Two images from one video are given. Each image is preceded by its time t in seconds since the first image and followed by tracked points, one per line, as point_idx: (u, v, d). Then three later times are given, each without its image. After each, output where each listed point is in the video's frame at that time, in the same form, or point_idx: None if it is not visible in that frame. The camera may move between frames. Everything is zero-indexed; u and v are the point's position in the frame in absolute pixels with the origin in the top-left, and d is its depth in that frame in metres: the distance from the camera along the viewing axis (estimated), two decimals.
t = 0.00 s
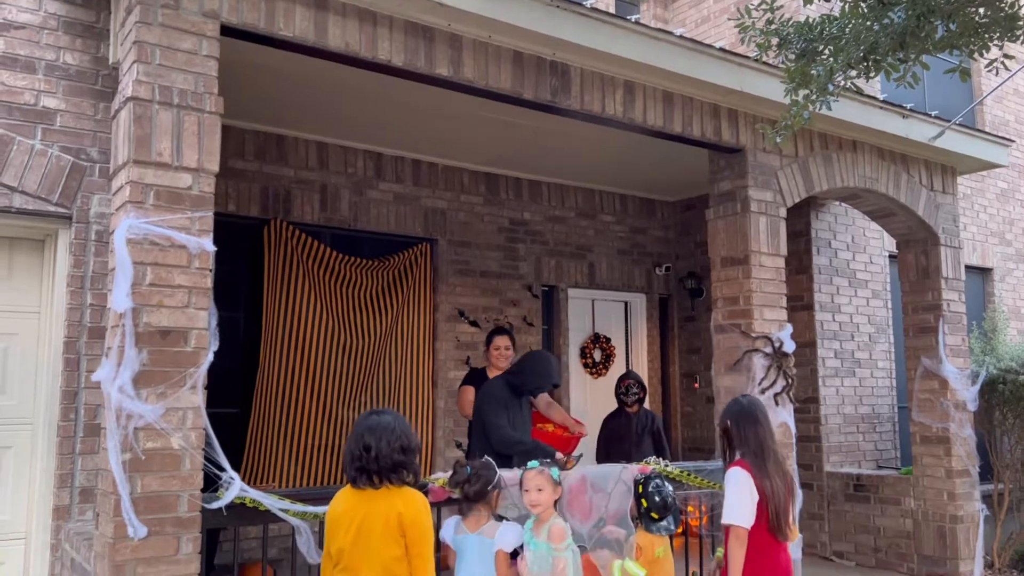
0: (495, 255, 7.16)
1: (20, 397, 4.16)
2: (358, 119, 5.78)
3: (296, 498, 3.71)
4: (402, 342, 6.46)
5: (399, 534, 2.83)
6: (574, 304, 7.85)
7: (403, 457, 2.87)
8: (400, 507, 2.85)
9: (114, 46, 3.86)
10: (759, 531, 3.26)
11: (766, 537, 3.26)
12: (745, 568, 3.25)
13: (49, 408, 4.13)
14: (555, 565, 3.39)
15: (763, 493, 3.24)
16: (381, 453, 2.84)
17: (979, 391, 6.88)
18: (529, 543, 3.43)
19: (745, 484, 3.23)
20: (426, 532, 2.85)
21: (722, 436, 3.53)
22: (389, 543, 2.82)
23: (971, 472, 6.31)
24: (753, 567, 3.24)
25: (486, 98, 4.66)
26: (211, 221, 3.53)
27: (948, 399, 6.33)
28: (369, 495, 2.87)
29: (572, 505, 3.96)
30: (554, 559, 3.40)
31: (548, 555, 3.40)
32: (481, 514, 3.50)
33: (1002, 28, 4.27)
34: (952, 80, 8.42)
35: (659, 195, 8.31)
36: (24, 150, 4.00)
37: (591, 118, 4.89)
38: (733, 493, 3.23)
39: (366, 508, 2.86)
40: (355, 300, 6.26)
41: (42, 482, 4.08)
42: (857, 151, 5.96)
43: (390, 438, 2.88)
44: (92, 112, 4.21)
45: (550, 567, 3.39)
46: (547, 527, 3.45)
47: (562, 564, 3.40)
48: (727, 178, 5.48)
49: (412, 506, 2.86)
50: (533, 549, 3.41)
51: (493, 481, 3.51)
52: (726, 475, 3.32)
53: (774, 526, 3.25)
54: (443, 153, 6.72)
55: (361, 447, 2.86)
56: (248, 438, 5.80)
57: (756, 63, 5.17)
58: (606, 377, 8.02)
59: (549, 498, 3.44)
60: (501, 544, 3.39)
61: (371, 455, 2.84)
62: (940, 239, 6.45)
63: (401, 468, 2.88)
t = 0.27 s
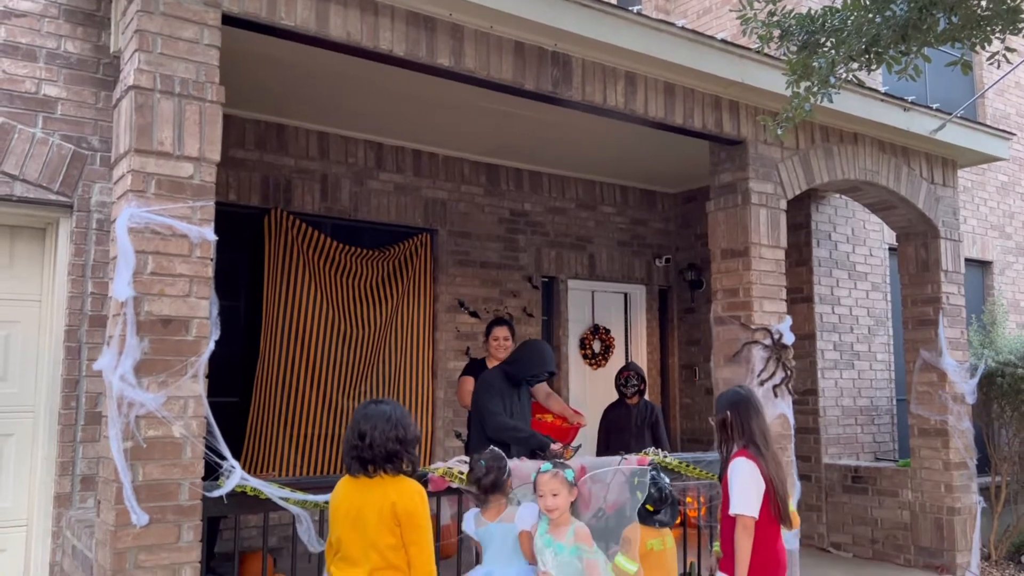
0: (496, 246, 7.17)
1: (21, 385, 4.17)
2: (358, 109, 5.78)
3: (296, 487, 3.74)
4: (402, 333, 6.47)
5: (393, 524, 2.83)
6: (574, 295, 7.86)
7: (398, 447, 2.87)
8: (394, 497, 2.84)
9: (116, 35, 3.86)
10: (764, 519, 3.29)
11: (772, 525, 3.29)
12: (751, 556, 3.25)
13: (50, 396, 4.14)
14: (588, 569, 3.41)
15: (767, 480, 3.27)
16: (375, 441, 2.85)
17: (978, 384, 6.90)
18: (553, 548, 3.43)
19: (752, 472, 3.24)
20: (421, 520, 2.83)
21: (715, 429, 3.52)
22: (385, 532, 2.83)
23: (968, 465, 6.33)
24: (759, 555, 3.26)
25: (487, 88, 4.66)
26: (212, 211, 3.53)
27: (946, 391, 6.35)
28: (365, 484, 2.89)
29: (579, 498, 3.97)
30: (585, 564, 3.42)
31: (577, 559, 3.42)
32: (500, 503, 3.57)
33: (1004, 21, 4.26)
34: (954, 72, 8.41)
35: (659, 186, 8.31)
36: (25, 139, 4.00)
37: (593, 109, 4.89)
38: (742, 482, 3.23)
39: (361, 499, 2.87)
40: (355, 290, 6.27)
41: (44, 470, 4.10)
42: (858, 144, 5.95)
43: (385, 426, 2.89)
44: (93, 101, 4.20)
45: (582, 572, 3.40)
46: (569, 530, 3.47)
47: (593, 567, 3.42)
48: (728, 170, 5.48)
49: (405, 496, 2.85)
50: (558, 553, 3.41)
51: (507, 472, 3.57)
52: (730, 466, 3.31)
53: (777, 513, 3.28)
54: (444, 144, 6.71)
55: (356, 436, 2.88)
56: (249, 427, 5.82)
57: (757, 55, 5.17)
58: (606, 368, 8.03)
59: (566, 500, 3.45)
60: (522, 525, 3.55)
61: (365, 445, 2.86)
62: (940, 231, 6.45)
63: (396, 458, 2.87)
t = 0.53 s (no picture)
0: (497, 234, 7.17)
1: (24, 370, 4.18)
2: (359, 96, 5.76)
3: (297, 473, 3.76)
4: (403, 321, 6.48)
5: (389, 509, 2.84)
6: (575, 284, 7.86)
7: (395, 433, 2.88)
8: (390, 483, 2.85)
9: (118, 20, 3.84)
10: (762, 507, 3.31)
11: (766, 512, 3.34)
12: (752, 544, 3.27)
13: (52, 381, 4.16)
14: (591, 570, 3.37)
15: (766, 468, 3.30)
16: (372, 427, 2.87)
17: (977, 375, 6.92)
18: (551, 554, 3.38)
19: (755, 461, 3.26)
20: (417, 506, 2.83)
21: (709, 418, 3.51)
22: (381, 518, 2.84)
23: (966, 455, 6.36)
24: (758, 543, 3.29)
25: (490, 76, 4.65)
26: (214, 197, 3.53)
27: (946, 381, 6.36)
28: (362, 470, 2.91)
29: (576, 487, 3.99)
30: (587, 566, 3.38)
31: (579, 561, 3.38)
32: (513, 486, 3.62)
33: (1008, 11, 4.25)
34: (957, 63, 8.39)
35: (661, 176, 8.31)
36: (27, 123, 4.00)
37: (595, 97, 4.88)
38: (745, 471, 3.24)
39: (359, 485, 2.90)
40: (356, 278, 6.27)
41: (47, 455, 4.12)
42: (860, 134, 5.95)
43: (383, 412, 2.90)
44: (94, 86, 4.20)
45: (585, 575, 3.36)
46: (564, 534, 3.40)
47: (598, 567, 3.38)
48: (730, 160, 5.48)
49: (401, 482, 2.85)
50: (556, 559, 3.37)
51: (523, 455, 3.63)
52: (731, 455, 3.31)
53: (772, 501, 3.33)
54: (445, 131, 6.71)
55: (355, 422, 2.90)
56: (250, 414, 5.84)
57: (760, 44, 5.16)
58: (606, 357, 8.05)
59: (559, 501, 3.38)
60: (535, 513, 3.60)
61: (363, 431, 2.88)
62: (941, 222, 6.46)
63: (393, 444, 2.89)
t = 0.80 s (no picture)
0: (497, 219, 7.17)
1: (25, 351, 4.20)
2: (359, 79, 5.74)
3: (297, 454, 3.78)
4: (402, 305, 6.49)
5: (385, 491, 2.86)
6: (575, 270, 7.87)
7: (394, 414, 2.90)
8: (386, 465, 2.87)
9: (118, 1, 3.83)
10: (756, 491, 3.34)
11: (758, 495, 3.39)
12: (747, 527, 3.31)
13: (53, 362, 4.17)
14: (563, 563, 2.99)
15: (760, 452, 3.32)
16: (371, 409, 2.88)
17: (975, 363, 6.94)
18: (513, 553, 2.99)
19: (750, 445, 3.28)
20: (413, 488, 2.85)
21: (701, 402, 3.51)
22: (377, 499, 2.86)
23: (963, 442, 6.39)
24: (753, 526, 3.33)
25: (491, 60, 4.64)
26: (214, 178, 3.53)
27: (944, 369, 6.38)
28: (359, 451, 2.93)
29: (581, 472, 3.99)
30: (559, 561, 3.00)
31: (549, 557, 2.99)
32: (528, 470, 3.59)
33: None
34: (960, 50, 8.36)
35: (662, 161, 8.30)
36: (27, 104, 3.99)
37: (596, 82, 4.87)
38: (739, 456, 3.26)
39: (355, 466, 2.91)
40: (356, 262, 6.28)
41: (48, 435, 4.14)
42: (862, 121, 5.94)
43: (382, 394, 2.92)
44: (95, 67, 4.19)
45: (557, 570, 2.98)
46: (527, 529, 3.03)
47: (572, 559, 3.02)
48: (731, 146, 5.47)
49: (397, 464, 2.86)
50: (517, 557, 2.98)
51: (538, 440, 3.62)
52: (725, 440, 3.32)
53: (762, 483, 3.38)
54: (445, 115, 6.69)
55: (353, 404, 2.92)
56: (250, 396, 5.87)
57: (762, 29, 5.14)
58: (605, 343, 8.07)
59: (523, 496, 3.03)
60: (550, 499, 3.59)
61: (361, 413, 2.89)
62: (941, 210, 6.46)
63: (392, 426, 2.90)
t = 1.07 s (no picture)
0: (497, 202, 7.17)
1: (25, 329, 4.22)
2: (358, 59, 5.72)
3: (297, 432, 3.80)
4: (401, 286, 6.50)
5: (384, 470, 2.87)
6: (575, 253, 7.88)
7: (400, 394, 2.91)
8: (385, 445, 2.88)
9: None
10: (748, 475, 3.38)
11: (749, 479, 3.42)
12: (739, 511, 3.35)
13: (53, 340, 4.19)
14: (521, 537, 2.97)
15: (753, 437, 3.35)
16: (380, 390, 2.88)
17: (972, 348, 6.95)
18: (471, 525, 2.96)
19: (744, 430, 3.30)
20: (412, 466, 2.87)
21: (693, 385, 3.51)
22: (375, 478, 2.88)
23: (960, 426, 6.42)
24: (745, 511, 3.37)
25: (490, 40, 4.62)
26: (213, 156, 3.53)
27: (941, 353, 6.39)
28: (359, 430, 2.94)
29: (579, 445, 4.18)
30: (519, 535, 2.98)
31: (506, 532, 2.96)
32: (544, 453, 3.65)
33: None
34: (962, 34, 8.33)
35: (663, 145, 8.29)
36: (26, 82, 3.98)
37: (596, 63, 4.86)
38: (734, 441, 3.28)
39: (354, 445, 2.92)
40: (355, 243, 6.28)
41: (49, 412, 4.17)
42: (862, 105, 5.92)
43: (391, 374, 2.93)
44: (94, 45, 4.18)
45: (514, 545, 2.94)
46: (487, 502, 2.99)
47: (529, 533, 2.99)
48: (731, 129, 5.46)
49: (396, 443, 2.88)
50: (476, 529, 2.94)
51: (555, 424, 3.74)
52: (720, 424, 3.33)
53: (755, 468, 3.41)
54: (445, 97, 6.67)
55: (359, 384, 2.90)
56: (249, 376, 5.89)
57: (764, 11, 5.12)
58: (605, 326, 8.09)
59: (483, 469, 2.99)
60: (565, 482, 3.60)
61: (367, 392, 2.89)
62: (941, 195, 6.45)
63: (397, 405, 2.91)
